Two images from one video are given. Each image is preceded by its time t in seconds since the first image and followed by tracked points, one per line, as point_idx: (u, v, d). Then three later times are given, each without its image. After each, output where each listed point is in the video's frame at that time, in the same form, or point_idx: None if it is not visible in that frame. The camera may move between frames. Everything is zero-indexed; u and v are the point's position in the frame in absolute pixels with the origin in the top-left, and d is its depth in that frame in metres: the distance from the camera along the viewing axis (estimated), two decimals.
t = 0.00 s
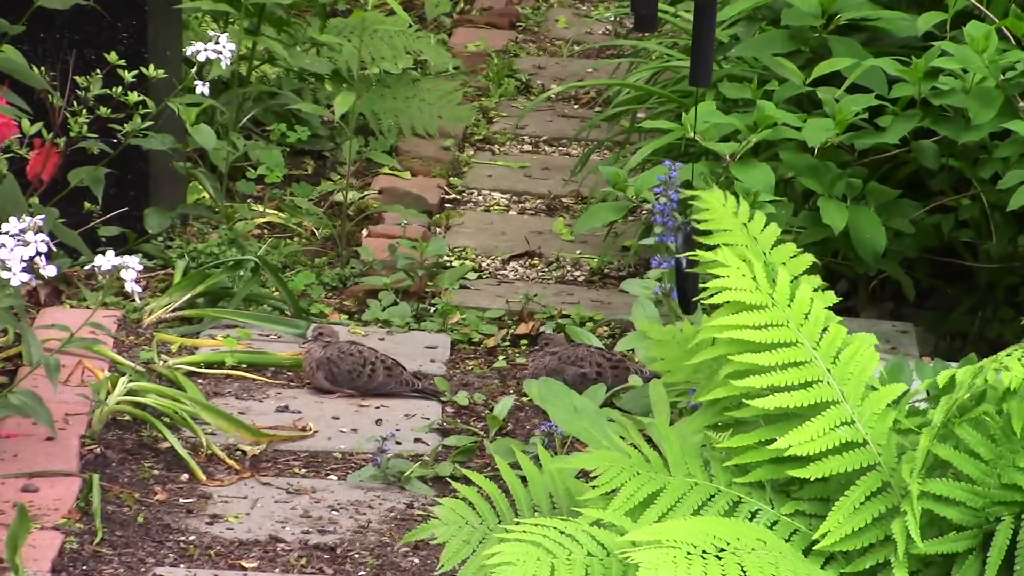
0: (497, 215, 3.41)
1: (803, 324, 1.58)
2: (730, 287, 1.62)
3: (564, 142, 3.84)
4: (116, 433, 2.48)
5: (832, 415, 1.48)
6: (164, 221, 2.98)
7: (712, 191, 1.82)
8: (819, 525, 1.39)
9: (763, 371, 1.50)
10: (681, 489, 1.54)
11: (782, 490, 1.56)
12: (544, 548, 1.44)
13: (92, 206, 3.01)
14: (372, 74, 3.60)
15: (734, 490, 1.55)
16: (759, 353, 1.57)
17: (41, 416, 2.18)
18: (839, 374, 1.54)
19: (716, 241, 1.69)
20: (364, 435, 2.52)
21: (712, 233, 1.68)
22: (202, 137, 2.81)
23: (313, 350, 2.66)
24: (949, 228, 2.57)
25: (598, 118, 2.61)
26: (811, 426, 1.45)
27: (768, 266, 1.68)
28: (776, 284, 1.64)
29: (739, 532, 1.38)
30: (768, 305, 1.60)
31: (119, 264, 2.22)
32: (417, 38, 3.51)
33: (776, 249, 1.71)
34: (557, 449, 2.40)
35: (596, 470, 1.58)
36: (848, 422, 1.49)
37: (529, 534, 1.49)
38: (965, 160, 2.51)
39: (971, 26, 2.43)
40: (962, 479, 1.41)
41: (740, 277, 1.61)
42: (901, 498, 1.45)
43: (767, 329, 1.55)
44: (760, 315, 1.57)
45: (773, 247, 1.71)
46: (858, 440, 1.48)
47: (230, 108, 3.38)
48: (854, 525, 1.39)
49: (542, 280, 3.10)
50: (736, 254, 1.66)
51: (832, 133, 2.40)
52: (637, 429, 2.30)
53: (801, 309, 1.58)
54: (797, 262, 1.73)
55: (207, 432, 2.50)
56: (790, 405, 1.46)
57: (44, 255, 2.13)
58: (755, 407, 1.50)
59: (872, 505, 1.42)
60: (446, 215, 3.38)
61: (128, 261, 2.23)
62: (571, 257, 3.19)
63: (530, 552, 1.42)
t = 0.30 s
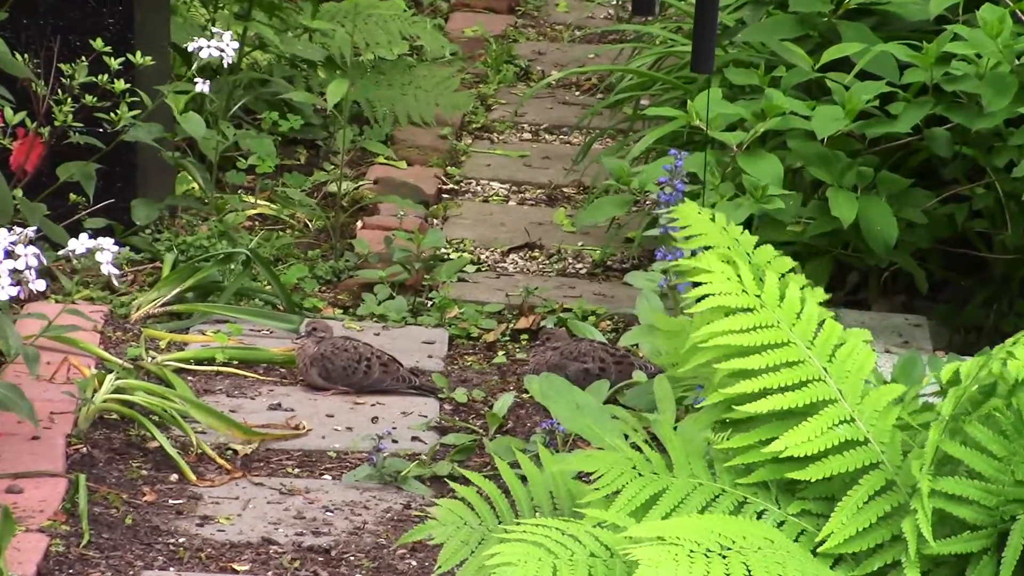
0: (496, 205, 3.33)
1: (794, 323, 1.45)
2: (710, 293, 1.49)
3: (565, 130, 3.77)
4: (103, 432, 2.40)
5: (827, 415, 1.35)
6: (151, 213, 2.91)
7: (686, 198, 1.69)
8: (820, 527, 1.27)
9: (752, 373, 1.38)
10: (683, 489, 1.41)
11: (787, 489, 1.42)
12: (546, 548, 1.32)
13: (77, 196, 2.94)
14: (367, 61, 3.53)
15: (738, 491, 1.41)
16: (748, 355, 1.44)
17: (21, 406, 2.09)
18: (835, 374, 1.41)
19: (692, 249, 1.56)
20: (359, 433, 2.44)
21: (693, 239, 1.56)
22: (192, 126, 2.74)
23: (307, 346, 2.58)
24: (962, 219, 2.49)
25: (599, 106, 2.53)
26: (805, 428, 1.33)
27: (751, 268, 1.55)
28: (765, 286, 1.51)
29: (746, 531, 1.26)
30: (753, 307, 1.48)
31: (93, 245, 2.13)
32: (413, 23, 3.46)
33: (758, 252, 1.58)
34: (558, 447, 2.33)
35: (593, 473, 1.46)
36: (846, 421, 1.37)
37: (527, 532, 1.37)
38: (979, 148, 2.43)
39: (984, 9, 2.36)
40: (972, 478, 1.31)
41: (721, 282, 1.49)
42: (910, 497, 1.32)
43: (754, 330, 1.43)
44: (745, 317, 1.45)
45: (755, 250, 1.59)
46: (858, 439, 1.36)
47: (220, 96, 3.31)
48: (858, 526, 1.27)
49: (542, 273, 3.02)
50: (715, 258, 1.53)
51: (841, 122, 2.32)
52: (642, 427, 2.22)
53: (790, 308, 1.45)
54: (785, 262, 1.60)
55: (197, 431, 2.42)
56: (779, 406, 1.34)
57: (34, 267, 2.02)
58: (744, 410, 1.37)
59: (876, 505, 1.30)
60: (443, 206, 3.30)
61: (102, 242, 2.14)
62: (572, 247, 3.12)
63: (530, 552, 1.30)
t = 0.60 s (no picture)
0: (506, 197, 3.26)
1: (839, 312, 1.34)
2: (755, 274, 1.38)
3: (577, 119, 3.70)
4: (99, 430, 2.32)
5: (864, 412, 1.25)
6: (150, 203, 2.84)
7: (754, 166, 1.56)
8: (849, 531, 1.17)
9: (788, 364, 1.27)
10: (704, 489, 1.31)
11: (813, 491, 1.33)
12: (559, 553, 1.24)
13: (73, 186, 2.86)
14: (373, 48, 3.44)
15: (761, 492, 1.32)
16: (787, 345, 1.33)
17: (14, 408, 2.01)
18: (876, 369, 1.30)
19: (747, 223, 1.45)
20: (363, 433, 2.36)
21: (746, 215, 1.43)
22: (192, 114, 2.66)
23: (310, 342, 2.50)
24: (987, 214, 2.42)
25: (614, 95, 2.46)
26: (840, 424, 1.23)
27: (802, 250, 1.42)
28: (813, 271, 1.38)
29: (769, 535, 1.17)
30: (801, 294, 1.36)
31: (92, 248, 2.04)
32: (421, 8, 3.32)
33: (816, 233, 1.46)
34: (570, 448, 2.25)
35: (614, 471, 1.35)
36: (884, 418, 1.26)
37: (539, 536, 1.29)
38: (1005, 141, 2.35)
39: None
40: (1002, 482, 1.23)
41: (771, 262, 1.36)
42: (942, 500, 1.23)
43: (798, 320, 1.32)
44: (791, 303, 1.33)
45: (812, 230, 1.46)
46: (894, 438, 1.25)
47: (221, 84, 3.22)
48: (888, 532, 1.18)
49: (554, 268, 2.95)
50: (768, 235, 1.40)
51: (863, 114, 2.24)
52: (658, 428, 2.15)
53: (836, 296, 1.34)
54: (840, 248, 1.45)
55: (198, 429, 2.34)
56: (814, 400, 1.24)
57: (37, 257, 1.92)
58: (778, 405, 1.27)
59: (907, 509, 1.20)
60: (451, 198, 3.23)
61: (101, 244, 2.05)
62: (585, 241, 3.04)
63: (543, 556, 1.22)
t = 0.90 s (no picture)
0: (521, 191, 3.19)
1: (843, 320, 1.24)
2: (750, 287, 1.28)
3: (594, 111, 3.64)
4: (100, 431, 2.24)
5: (878, 418, 1.15)
6: (152, 199, 2.78)
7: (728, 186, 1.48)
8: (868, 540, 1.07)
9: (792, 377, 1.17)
10: (722, 497, 1.20)
11: (833, 497, 1.22)
12: (573, 564, 1.14)
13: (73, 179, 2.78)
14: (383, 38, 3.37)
15: (781, 500, 1.20)
16: (790, 356, 1.24)
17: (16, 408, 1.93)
18: (886, 376, 1.20)
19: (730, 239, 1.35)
20: (373, 435, 2.29)
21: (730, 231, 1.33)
22: (196, 108, 2.58)
23: (318, 341, 2.43)
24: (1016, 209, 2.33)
25: (631, 87, 2.38)
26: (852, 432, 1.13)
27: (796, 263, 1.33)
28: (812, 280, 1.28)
29: (787, 543, 1.07)
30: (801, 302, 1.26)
31: (108, 243, 1.96)
32: None
33: (805, 243, 1.37)
34: (587, 451, 2.17)
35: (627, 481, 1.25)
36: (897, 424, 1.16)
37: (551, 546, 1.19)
38: None
39: None
40: None
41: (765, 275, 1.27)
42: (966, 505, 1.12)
43: (799, 329, 1.22)
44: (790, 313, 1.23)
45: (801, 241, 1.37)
46: (910, 444, 1.15)
47: (226, 74, 3.15)
48: (912, 539, 1.08)
49: (570, 265, 2.88)
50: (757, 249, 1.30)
51: (890, 105, 2.15)
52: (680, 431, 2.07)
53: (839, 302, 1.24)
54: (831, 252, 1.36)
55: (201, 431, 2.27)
56: (824, 409, 1.14)
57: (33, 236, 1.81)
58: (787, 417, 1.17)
59: (929, 515, 1.10)
60: (464, 192, 3.16)
61: (119, 241, 1.97)
62: (601, 237, 2.97)
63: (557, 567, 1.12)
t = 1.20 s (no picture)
0: (534, 183, 3.13)
1: (875, 312, 1.17)
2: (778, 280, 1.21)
3: (610, 100, 3.57)
4: (100, 431, 2.17)
5: (907, 416, 1.08)
6: (154, 191, 2.71)
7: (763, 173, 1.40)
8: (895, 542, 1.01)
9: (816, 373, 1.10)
10: (744, 498, 1.13)
11: (860, 498, 1.14)
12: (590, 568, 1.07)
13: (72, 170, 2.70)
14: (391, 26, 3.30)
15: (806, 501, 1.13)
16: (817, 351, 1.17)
17: (11, 407, 1.86)
18: (917, 372, 1.12)
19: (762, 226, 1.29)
20: (382, 436, 2.22)
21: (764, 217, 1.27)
22: (200, 97, 2.51)
23: (326, 339, 2.36)
24: None
25: (649, 75, 2.31)
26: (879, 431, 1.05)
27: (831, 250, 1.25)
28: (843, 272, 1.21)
29: (811, 547, 1.00)
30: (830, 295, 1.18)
31: (95, 236, 1.90)
32: None
33: (841, 230, 1.29)
34: (605, 452, 2.10)
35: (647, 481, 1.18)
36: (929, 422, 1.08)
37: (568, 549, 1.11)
38: None
39: None
40: None
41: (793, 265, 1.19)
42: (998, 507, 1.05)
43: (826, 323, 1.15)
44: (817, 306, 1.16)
45: (837, 228, 1.29)
46: (941, 443, 1.07)
47: (229, 62, 3.08)
48: (939, 543, 1.01)
49: (585, 259, 2.81)
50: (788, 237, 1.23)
51: (916, 93, 2.08)
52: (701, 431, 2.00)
53: (871, 293, 1.16)
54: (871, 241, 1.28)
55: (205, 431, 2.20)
56: (848, 407, 1.07)
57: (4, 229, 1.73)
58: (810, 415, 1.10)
59: (959, 517, 1.03)
60: (476, 183, 3.09)
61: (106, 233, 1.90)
62: (616, 230, 2.90)
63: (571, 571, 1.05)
